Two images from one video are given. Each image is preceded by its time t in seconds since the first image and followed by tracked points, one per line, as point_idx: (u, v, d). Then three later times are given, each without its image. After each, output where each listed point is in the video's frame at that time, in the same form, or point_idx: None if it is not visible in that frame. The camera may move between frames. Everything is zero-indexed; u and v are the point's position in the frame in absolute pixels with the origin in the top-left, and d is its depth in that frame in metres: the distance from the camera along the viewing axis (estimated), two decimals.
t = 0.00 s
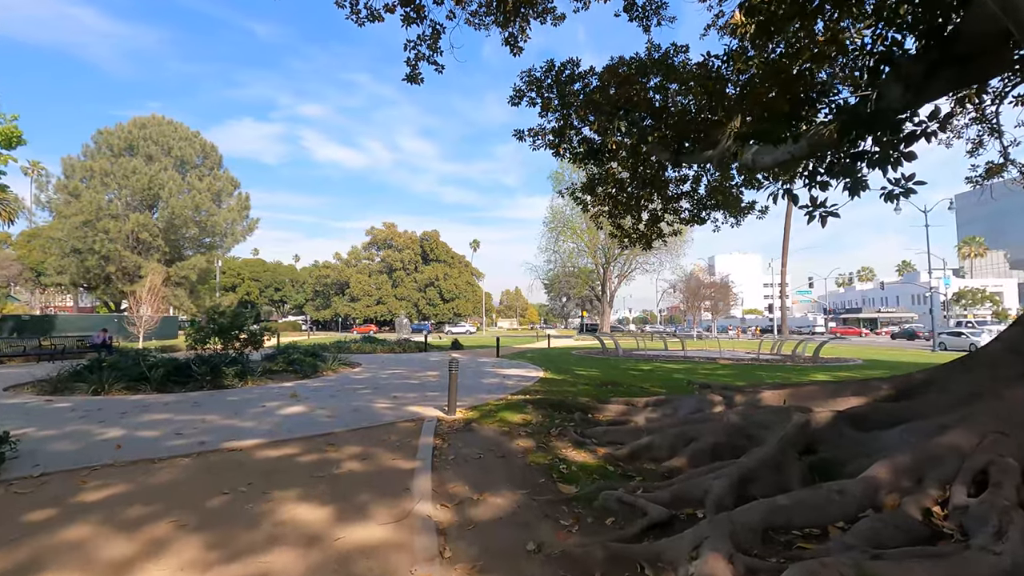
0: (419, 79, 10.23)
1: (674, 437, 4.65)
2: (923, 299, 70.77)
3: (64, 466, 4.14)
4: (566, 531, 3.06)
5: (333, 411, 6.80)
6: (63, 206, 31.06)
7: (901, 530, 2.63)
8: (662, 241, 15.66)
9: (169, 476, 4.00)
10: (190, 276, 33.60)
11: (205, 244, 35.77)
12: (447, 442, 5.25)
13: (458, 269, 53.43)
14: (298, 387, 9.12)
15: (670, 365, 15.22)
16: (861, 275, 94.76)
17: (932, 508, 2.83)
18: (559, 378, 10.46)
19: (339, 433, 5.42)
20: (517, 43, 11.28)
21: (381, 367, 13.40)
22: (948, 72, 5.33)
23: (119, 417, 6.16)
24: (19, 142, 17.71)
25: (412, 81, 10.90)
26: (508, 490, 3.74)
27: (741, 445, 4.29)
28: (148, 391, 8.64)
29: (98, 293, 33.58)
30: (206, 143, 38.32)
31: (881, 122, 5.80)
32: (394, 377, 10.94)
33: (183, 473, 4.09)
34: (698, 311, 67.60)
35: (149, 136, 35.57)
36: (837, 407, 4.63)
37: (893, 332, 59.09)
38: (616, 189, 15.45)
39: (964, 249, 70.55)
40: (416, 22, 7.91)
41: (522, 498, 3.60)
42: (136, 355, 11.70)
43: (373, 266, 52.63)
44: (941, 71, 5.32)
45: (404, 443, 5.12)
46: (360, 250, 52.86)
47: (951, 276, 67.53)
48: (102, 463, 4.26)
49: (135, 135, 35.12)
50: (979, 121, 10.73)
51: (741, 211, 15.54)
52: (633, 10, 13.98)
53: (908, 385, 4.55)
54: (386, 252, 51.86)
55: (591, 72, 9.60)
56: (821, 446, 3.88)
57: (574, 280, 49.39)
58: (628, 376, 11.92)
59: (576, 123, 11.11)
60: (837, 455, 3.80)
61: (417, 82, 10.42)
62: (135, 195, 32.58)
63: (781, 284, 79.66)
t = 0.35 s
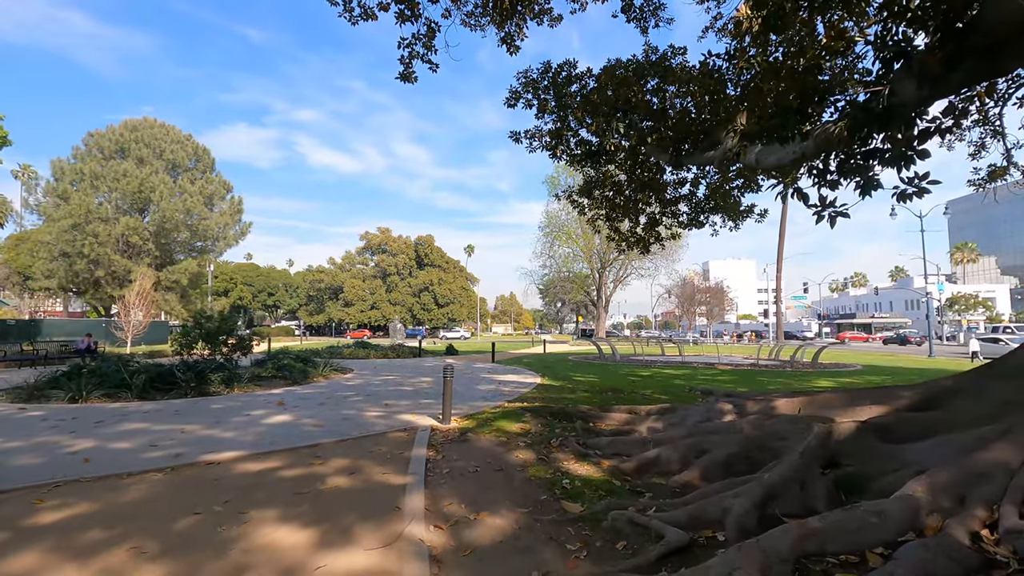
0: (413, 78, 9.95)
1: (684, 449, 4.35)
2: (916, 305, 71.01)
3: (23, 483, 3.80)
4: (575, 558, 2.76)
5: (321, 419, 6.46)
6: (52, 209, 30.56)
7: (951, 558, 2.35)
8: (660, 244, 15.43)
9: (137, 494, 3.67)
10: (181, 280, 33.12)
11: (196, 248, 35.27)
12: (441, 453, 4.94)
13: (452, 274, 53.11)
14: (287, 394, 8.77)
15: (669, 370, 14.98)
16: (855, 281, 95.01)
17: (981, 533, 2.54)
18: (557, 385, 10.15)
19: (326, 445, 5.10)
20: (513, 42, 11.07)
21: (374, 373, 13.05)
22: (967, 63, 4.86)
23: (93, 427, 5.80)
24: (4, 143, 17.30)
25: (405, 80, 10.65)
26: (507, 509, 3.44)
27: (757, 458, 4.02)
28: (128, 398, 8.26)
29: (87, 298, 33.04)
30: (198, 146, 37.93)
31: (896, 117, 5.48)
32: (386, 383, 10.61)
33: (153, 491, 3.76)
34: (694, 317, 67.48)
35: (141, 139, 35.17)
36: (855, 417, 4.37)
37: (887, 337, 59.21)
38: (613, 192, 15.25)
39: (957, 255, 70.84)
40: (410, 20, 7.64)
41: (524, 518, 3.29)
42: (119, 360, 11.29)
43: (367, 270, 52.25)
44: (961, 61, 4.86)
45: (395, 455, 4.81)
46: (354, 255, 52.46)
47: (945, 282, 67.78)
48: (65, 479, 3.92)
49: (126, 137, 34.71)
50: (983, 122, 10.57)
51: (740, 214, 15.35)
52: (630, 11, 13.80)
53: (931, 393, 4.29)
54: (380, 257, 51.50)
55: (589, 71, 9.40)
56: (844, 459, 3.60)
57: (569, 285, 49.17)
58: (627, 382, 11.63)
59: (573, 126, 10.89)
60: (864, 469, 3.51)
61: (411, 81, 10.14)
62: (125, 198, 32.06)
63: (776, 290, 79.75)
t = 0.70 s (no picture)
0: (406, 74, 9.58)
1: (698, 468, 4.00)
2: (904, 311, 71.55)
3: None
4: None
5: (304, 431, 6.03)
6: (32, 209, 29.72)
7: None
8: (656, 248, 15.16)
9: (88, 521, 3.24)
10: (165, 282, 32.37)
11: (182, 250, 34.64)
12: (432, 470, 4.55)
13: (443, 278, 52.63)
14: (269, 403, 8.31)
15: (665, 377, 14.67)
16: (843, 287, 95.69)
17: None
18: (553, 393, 9.78)
19: (309, 461, 4.68)
20: (509, 38, 10.73)
21: (362, 379, 12.59)
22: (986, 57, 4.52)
23: (53, 440, 5.33)
24: None
25: (396, 75, 10.27)
26: (508, 541, 3.06)
27: (780, 478, 3.68)
28: (98, 407, 7.74)
29: (68, 300, 32.15)
30: (185, 146, 37.25)
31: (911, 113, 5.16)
32: (375, 391, 10.17)
33: (107, 517, 3.33)
34: (684, 322, 67.49)
35: (126, 137, 34.40)
36: (883, 433, 4.04)
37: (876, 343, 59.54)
38: (608, 195, 14.99)
39: (944, 262, 71.46)
40: (403, 14, 7.25)
41: (528, 551, 2.91)
42: (92, 365, 10.75)
43: (357, 274, 51.67)
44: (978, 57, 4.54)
45: (383, 473, 4.41)
46: (344, 257, 51.84)
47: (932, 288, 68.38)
48: (8, 505, 3.47)
49: (110, 136, 33.93)
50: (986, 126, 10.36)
51: (737, 218, 15.12)
52: (627, 10, 13.52)
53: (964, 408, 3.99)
54: (370, 260, 50.95)
55: (586, 72, 9.20)
56: (879, 483, 3.27)
57: (561, 289, 48.89)
58: (623, 389, 11.28)
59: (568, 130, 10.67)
60: (901, 492, 3.17)
61: (403, 77, 9.78)
62: (108, 198, 31.25)
63: (766, 295, 80.02)
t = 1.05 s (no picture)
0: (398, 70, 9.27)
1: (715, 484, 3.71)
2: (890, 315, 72.22)
3: None
4: None
5: (289, 441, 5.68)
6: (10, 207, 28.83)
7: None
8: (651, 251, 14.97)
9: (40, 551, 2.87)
10: (148, 283, 31.63)
11: (165, 250, 33.95)
12: (426, 486, 4.22)
13: (432, 280, 52.14)
14: (253, 410, 7.92)
15: (660, 382, 14.41)
16: (830, 291, 96.51)
17: None
18: (549, 399, 9.48)
19: (294, 476, 4.34)
20: (505, 34, 10.44)
21: (350, 384, 12.20)
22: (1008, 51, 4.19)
23: (13, 452, 4.91)
24: None
25: (388, 71, 9.96)
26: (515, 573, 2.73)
27: (804, 498, 3.41)
28: (69, 415, 7.32)
29: (46, 301, 31.24)
30: (169, 145, 36.54)
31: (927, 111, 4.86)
32: (363, 396, 9.79)
33: (62, 544, 2.96)
34: (673, 325, 67.58)
35: (108, 135, 33.59)
36: (910, 446, 3.80)
37: (863, 347, 59.98)
38: (602, 197, 14.78)
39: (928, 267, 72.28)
40: (395, 7, 6.91)
41: None
42: (66, 369, 10.27)
43: (345, 276, 51.07)
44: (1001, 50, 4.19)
45: (373, 489, 4.07)
46: (331, 259, 51.22)
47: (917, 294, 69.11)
48: None
49: (92, 134, 33.11)
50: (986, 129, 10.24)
51: (733, 221, 14.95)
52: (624, 10, 13.32)
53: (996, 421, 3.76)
54: (358, 262, 50.35)
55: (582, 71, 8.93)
56: (917, 505, 2.99)
57: (551, 292, 48.66)
58: (620, 395, 11.00)
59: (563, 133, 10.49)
60: (943, 516, 2.90)
61: (394, 73, 9.48)
62: (89, 197, 30.46)
63: (754, 300, 80.46)
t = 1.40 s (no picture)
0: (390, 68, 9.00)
1: (732, 501, 3.45)
2: (880, 319, 72.63)
3: None
4: None
5: (274, 454, 5.37)
6: None
7: None
8: (647, 254, 14.78)
9: None
10: (134, 286, 31.05)
11: (153, 253, 33.45)
12: (421, 504, 3.93)
13: (424, 284, 51.76)
14: (237, 419, 7.58)
15: (656, 387, 14.17)
16: (820, 295, 97.06)
17: None
18: (546, 406, 9.21)
19: (279, 494, 4.03)
20: (499, 32, 10.20)
21: (340, 390, 11.86)
22: None
23: None
24: None
25: (380, 69, 9.71)
26: None
27: (830, 518, 3.16)
28: (41, 426, 6.95)
29: (30, 305, 30.54)
30: (158, 146, 36.01)
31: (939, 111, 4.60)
32: (354, 404, 9.48)
33: (16, 574, 2.67)
34: (666, 328, 67.58)
35: (94, 136, 32.99)
36: (938, 460, 3.56)
37: (854, 350, 60.24)
38: (597, 199, 14.56)
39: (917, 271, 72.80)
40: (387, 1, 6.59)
41: None
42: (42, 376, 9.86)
43: (336, 279, 50.58)
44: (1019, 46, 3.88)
45: (364, 507, 3.78)
46: (322, 263, 50.72)
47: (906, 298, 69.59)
48: None
49: (78, 135, 32.51)
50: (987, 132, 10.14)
51: (729, 223, 14.80)
52: (620, 9, 13.15)
53: None
54: (349, 266, 49.86)
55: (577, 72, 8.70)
56: (957, 527, 2.75)
57: (543, 296, 48.42)
58: (617, 401, 10.76)
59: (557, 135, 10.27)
60: (988, 541, 2.66)
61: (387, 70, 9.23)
62: (74, 198, 29.86)
63: (746, 303, 80.73)
